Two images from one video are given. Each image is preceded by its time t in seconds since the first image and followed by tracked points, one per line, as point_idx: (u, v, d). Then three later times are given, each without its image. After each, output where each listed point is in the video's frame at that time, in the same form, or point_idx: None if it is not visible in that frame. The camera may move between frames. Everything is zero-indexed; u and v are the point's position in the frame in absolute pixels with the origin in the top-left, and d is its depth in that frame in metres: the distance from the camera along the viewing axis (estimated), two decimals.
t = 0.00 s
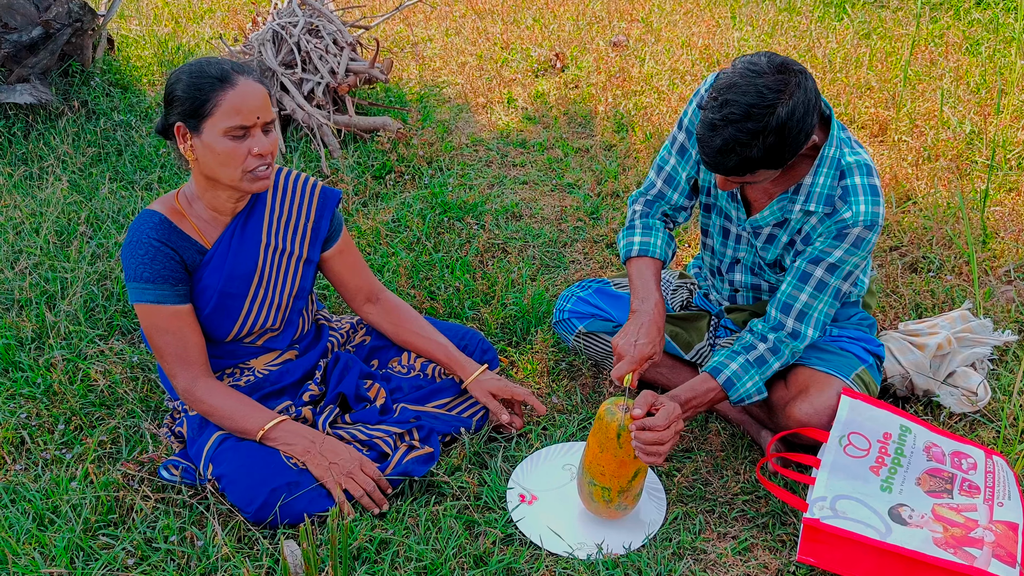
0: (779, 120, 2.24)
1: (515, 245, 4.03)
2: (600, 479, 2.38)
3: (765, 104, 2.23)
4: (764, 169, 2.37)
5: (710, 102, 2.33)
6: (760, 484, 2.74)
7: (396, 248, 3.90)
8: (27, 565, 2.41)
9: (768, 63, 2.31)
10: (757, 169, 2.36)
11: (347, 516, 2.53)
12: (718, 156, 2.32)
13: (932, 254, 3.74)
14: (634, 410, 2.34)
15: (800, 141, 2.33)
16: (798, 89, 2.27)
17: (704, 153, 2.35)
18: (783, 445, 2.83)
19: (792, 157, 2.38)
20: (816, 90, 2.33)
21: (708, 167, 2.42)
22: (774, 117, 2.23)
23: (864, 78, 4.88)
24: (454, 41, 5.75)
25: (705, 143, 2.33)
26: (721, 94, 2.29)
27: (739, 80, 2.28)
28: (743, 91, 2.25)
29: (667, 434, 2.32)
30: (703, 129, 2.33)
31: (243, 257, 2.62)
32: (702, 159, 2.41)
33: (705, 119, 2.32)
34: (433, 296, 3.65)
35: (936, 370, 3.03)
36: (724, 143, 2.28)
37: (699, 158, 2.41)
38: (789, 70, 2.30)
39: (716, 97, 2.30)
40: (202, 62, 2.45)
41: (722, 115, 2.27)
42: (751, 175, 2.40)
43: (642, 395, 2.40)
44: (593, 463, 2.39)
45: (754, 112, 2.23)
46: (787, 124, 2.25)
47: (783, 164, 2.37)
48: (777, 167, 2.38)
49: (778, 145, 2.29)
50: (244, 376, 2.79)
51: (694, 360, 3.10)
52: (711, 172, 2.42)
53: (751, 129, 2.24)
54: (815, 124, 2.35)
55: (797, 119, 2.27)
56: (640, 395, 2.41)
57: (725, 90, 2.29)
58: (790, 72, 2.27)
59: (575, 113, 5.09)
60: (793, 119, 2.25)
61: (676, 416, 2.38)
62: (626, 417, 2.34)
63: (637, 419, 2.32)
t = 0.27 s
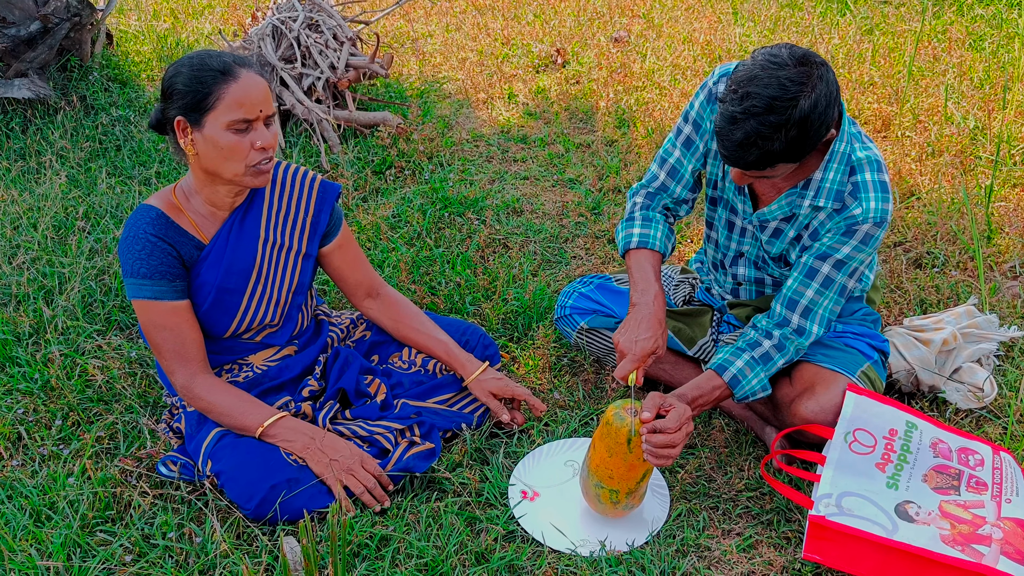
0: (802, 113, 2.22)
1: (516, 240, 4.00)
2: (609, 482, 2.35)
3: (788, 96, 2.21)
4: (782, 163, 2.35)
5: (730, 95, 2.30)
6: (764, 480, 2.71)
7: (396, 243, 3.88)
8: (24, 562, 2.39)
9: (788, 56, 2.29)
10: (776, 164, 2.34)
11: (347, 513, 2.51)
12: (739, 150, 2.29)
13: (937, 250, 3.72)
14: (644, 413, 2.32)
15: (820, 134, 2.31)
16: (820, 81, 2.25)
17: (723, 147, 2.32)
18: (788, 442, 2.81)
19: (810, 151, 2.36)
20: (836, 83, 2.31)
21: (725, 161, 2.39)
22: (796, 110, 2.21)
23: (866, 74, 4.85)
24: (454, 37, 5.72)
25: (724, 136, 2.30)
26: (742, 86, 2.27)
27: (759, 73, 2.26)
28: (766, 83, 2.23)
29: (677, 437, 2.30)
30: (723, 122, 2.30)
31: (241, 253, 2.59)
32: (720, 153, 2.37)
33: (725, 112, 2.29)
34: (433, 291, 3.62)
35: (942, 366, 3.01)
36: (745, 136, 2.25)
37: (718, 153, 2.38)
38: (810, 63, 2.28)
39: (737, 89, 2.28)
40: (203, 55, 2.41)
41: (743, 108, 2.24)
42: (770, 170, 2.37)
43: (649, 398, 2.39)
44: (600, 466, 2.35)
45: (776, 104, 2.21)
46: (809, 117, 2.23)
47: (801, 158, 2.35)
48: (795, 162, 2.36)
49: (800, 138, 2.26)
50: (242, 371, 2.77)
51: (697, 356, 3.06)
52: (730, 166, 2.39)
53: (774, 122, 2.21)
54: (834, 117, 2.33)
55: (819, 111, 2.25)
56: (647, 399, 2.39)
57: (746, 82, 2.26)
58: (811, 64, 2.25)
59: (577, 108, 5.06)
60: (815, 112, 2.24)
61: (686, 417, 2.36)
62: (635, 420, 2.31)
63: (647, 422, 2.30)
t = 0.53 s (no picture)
0: (818, 108, 2.21)
1: (519, 234, 3.99)
2: (614, 475, 2.34)
3: (803, 93, 2.20)
4: (798, 159, 2.34)
5: (742, 94, 2.28)
6: (769, 476, 2.70)
7: (399, 236, 3.86)
8: (25, 556, 2.38)
9: (799, 51, 2.27)
10: (792, 160, 2.34)
11: (350, 507, 2.50)
12: (756, 150, 2.27)
13: (942, 244, 3.71)
14: (651, 406, 2.30)
15: (835, 128, 2.31)
16: (833, 75, 2.25)
17: (739, 147, 2.30)
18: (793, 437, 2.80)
19: (823, 144, 2.36)
20: (846, 75, 2.31)
21: (740, 161, 2.37)
22: (812, 106, 2.20)
23: (871, 68, 4.83)
24: (457, 30, 5.69)
25: (740, 136, 2.28)
26: (754, 85, 2.24)
27: (771, 70, 2.24)
28: (779, 81, 2.21)
29: (685, 430, 2.28)
30: (737, 122, 2.28)
31: (242, 246, 2.58)
32: (735, 153, 2.36)
33: (738, 112, 2.27)
34: (436, 285, 3.61)
35: (947, 361, 2.99)
36: (763, 135, 2.23)
37: (732, 152, 2.36)
38: (821, 57, 2.26)
39: (749, 89, 2.25)
40: (204, 48, 2.39)
41: (758, 107, 2.22)
42: (786, 166, 2.36)
43: (658, 390, 2.36)
44: (606, 459, 2.35)
45: (793, 101, 2.20)
46: (825, 111, 2.23)
47: (815, 152, 2.35)
48: (810, 156, 2.36)
49: (817, 134, 2.26)
50: (244, 366, 2.75)
51: (701, 350, 3.06)
52: (744, 165, 2.38)
53: (791, 120, 2.20)
54: (846, 110, 2.33)
55: (834, 105, 2.24)
56: (656, 390, 2.37)
57: (758, 80, 2.24)
58: (824, 58, 2.24)
59: (580, 102, 5.04)
60: (831, 106, 2.23)
61: (694, 410, 2.34)
62: (643, 412, 2.29)
63: (655, 415, 2.29)
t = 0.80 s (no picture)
0: (810, 115, 2.20)
1: (520, 228, 3.99)
2: (615, 467, 2.35)
3: (796, 100, 2.18)
4: (790, 164, 2.34)
5: (735, 97, 2.27)
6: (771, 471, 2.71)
7: (400, 231, 3.86)
8: (28, 551, 2.39)
9: (793, 56, 2.25)
10: (784, 164, 2.33)
11: (352, 502, 2.50)
12: (747, 154, 2.28)
13: (943, 240, 3.71)
14: (651, 397, 2.29)
15: (828, 133, 2.29)
16: (826, 81, 2.23)
17: (731, 150, 2.30)
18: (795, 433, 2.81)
19: (818, 149, 2.35)
20: (842, 81, 2.28)
21: (733, 164, 2.37)
22: (804, 113, 2.19)
23: (872, 63, 4.81)
24: (457, 24, 5.67)
25: (732, 140, 2.28)
26: (747, 90, 2.23)
27: (764, 75, 2.22)
28: (772, 87, 2.19)
29: (683, 420, 2.27)
30: (730, 126, 2.28)
31: (242, 242, 2.57)
32: (727, 155, 2.36)
33: (732, 116, 2.26)
34: (438, 280, 3.61)
35: (949, 356, 3.00)
36: (754, 140, 2.23)
37: (725, 154, 2.36)
38: (815, 63, 2.24)
39: (742, 93, 2.24)
40: (203, 43, 2.38)
41: (750, 113, 2.22)
42: (778, 170, 2.36)
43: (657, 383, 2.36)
44: (607, 451, 2.35)
45: (785, 108, 2.19)
46: (817, 118, 2.21)
47: (809, 157, 2.34)
48: (803, 160, 2.35)
49: (809, 139, 2.26)
50: (246, 361, 2.76)
51: (702, 345, 3.05)
52: (736, 168, 2.38)
53: (782, 126, 2.20)
54: (842, 115, 2.31)
55: (827, 111, 2.23)
56: (656, 383, 2.37)
57: (752, 85, 2.23)
58: (817, 65, 2.22)
59: (581, 96, 5.03)
60: (823, 113, 2.22)
61: (694, 402, 2.34)
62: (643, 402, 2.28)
63: (654, 406, 2.27)
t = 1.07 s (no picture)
0: (814, 129, 2.21)
1: (522, 226, 3.99)
2: (607, 459, 2.36)
3: (801, 113, 2.19)
4: (792, 175, 2.35)
5: (740, 109, 2.27)
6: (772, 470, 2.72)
7: (402, 229, 3.86)
8: (31, 547, 2.39)
9: (800, 70, 2.25)
10: (787, 176, 2.34)
11: (354, 500, 2.51)
12: (750, 166, 2.28)
13: (944, 238, 3.72)
14: (636, 385, 2.31)
15: (831, 146, 2.30)
16: (832, 96, 2.22)
17: (734, 161, 2.31)
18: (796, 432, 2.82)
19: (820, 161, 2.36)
20: (847, 95, 2.29)
21: (735, 174, 2.38)
22: (809, 127, 2.19)
23: (872, 61, 4.81)
24: (458, 22, 5.67)
25: (735, 151, 2.29)
26: (752, 101, 2.23)
27: (770, 87, 2.22)
28: (777, 99, 2.20)
29: (670, 408, 2.29)
30: (733, 136, 2.28)
31: (243, 239, 2.57)
32: (730, 166, 2.37)
33: (736, 126, 2.27)
34: (439, 277, 3.62)
35: (949, 355, 3.01)
36: (757, 152, 2.24)
37: (728, 165, 2.37)
38: (821, 77, 2.24)
39: (747, 104, 2.25)
40: (204, 40, 2.38)
41: (754, 124, 2.22)
42: (781, 182, 2.37)
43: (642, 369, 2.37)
44: (599, 442, 2.37)
45: (789, 121, 2.19)
46: (821, 132, 2.22)
47: (811, 169, 2.34)
48: (805, 172, 2.36)
49: (813, 152, 2.26)
50: (247, 358, 2.76)
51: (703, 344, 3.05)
52: (739, 178, 2.39)
53: (786, 139, 2.21)
54: (845, 129, 2.32)
55: (831, 126, 2.23)
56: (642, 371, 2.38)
57: (757, 97, 2.23)
58: (824, 79, 2.22)
59: (581, 94, 5.03)
60: (827, 127, 2.22)
61: (680, 388, 2.35)
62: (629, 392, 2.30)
63: (639, 393, 2.29)
